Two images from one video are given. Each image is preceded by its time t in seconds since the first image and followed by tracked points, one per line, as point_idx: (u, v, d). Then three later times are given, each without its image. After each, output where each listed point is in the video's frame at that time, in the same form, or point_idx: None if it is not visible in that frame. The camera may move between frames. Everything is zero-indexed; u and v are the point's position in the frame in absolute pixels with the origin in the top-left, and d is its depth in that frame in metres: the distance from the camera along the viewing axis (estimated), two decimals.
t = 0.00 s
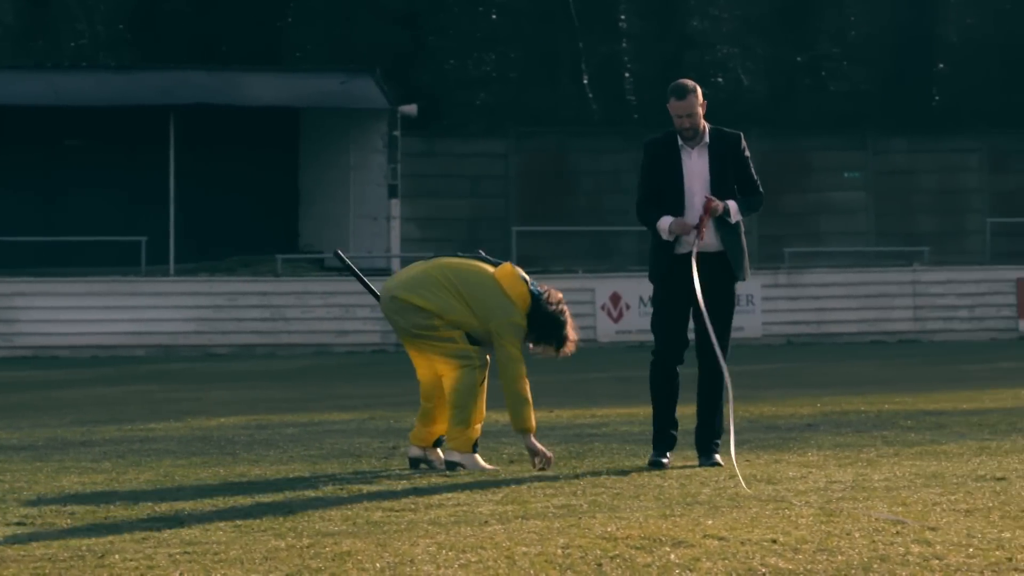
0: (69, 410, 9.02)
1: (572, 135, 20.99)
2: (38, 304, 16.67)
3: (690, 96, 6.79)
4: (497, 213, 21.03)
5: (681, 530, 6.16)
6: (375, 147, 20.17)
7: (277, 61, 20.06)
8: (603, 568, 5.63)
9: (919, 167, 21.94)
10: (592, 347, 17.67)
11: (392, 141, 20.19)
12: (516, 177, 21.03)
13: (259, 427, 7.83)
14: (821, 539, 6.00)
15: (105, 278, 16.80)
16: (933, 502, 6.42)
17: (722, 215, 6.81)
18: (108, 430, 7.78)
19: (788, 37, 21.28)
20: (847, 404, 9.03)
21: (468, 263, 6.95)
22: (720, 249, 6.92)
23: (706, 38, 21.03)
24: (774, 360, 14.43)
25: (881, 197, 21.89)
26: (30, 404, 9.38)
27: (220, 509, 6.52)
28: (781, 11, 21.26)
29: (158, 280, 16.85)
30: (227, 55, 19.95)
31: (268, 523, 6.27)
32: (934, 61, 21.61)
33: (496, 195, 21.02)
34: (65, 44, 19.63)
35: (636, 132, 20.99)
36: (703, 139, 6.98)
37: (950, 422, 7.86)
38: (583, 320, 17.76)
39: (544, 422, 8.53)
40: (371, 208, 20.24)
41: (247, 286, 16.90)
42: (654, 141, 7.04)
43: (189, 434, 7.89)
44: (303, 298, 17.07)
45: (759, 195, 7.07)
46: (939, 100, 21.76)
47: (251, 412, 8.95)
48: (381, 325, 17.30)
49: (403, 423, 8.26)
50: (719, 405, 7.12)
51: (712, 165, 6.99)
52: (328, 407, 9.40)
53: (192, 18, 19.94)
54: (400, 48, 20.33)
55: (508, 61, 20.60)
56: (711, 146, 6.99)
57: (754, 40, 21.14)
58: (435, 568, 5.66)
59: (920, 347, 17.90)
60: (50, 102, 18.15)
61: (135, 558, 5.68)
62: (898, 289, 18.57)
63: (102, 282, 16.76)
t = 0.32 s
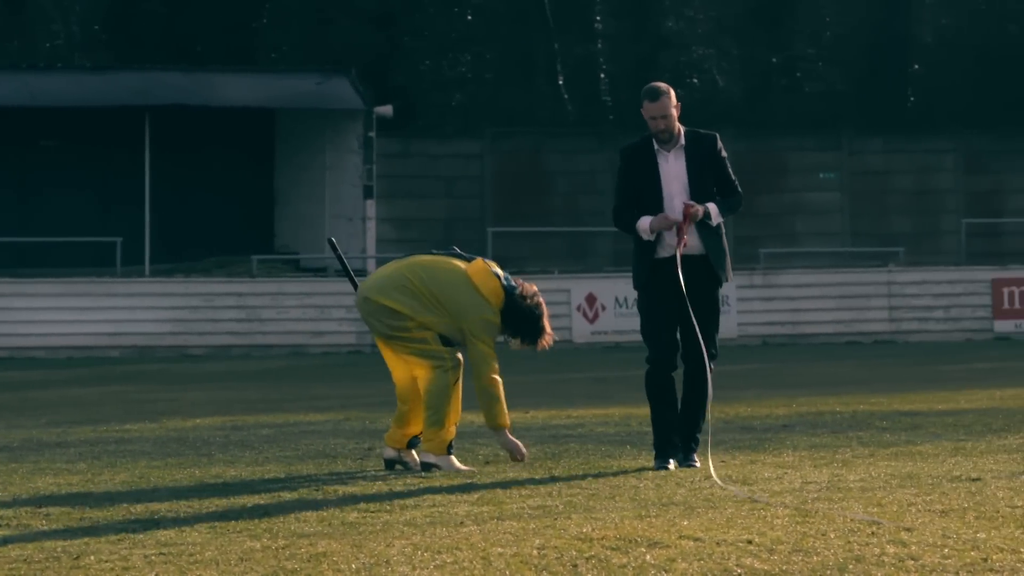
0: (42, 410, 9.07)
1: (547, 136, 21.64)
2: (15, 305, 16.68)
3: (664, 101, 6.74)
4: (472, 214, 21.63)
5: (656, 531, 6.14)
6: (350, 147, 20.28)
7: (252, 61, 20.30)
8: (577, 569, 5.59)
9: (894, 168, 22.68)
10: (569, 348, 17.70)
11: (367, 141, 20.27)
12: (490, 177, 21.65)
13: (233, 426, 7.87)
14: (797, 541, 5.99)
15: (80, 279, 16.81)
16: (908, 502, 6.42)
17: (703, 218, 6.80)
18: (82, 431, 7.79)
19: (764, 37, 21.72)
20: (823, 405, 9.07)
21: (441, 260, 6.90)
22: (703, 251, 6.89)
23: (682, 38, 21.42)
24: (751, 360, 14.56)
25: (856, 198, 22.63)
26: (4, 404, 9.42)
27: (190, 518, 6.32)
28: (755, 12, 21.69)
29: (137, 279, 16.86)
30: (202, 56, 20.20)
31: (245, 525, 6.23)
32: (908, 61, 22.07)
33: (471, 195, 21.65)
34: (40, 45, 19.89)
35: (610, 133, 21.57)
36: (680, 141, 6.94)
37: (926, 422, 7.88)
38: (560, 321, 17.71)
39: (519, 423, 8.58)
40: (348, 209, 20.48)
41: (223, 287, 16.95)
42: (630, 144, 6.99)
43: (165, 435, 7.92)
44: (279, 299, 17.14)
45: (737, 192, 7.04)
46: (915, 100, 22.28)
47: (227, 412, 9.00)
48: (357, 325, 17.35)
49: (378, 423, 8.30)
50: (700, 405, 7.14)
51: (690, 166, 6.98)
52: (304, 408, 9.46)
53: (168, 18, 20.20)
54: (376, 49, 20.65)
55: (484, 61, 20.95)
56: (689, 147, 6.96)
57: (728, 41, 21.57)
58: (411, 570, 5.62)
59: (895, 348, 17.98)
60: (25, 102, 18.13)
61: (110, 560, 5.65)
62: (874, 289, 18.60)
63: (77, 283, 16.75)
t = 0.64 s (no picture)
0: (24, 411, 9.06)
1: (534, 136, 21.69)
2: None
3: (658, 95, 6.72)
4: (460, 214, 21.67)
5: (641, 531, 6.13)
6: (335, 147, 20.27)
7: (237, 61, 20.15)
8: (563, 569, 5.58)
9: (878, 168, 22.81)
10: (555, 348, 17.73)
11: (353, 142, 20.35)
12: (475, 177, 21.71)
13: (218, 426, 7.89)
14: (782, 541, 5.99)
15: (65, 279, 16.79)
16: (894, 503, 6.42)
17: (697, 213, 6.77)
18: (67, 430, 7.78)
19: (748, 38, 21.80)
20: (807, 405, 9.06)
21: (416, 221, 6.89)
22: (698, 247, 6.87)
23: (667, 38, 21.44)
24: (737, 360, 14.56)
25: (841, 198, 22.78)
26: None
27: (176, 518, 6.31)
28: (740, 12, 21.76)
29: (124, 278, 16.88)
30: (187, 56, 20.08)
31: (230, 526, 6.18)
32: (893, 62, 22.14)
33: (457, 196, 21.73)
34: (24, 45, 19.78)
35: (597, 133, 21.65)
36: (675, 136, 6.91)
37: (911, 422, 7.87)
38: (544, 320, 17.80)
39: (503, 423, 8.59)
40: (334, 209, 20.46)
41: (207, 287, 16.94)
42: (625, 141, 6.99)
43: (150, 436, 7.94)
44: (264, 300, 17.13)
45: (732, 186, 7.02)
46: (901, 101, 22.37)
47: (212, 412, 9.00)
48: (343, 325, 17.33)
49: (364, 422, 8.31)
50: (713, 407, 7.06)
51: (686, 162, 6.93)
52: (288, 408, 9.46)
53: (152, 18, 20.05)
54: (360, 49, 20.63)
55: (469, 61, 21.01)
56: (684, 143, 6.92)
57: (714, 41, 21.61)
58: (396, 570, 5.61)
59: (881, 347, 17.97)
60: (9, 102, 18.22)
61: (95, 560, 5.63)
62: (860, 289, 18.58)
63: (61, 283, 16.73)
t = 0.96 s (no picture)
0: (9, 411, 9.07)
1: (519, 136, 21.69)
2: None
3: (671, 91, 6.75)
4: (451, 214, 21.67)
5: (626, 531, 6.13)
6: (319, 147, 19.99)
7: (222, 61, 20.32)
8: (548, 570, 5.57)
9: (865, 168, 22.78)
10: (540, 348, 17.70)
11: (337, 142, 20.04)
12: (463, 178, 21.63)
13: (202, 426, 7.91)
14: (765, 540, 5.99)
15: (51, 280, 16.81)
16: (878, 503, 6.43)
17: (702, 211, 6.73)
18: (49, 431, 7.79)
19: (733, 37, 21.84)
20: (791, 406, 9.07)
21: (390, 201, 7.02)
22: (703, 248, 6.84)
23: (652, 39, 21.59)
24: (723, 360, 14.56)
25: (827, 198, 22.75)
26: None
27: (162, 519, 6.29)
28: (725, 12, 21.81)
29: (110, 279, 16.89)
30: (172, 56, 20.26)
31: (218, 528, 6.16)
32: (879, 62, 22.30)
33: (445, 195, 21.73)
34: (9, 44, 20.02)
35: (582, 133, 21.76)
36: (686, 136, 6.91)
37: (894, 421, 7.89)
38: (529, 321, 17.76)
39: (489, 424, 8.61)
40: (318, 209, 20.16)
41: (192, 287, 16.94)
42: (637, 140, 7.01)
43: (136, 436, 7.95)
44: (248, 300, 17.14)
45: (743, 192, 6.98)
46: (886, 100, 22.49)
47: (196, 412, 9.00)
48: (327, 325, 17.32)
49: (349, 421, 8.35)
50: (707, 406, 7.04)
51: (695, 162, 6.92)
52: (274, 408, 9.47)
53: (137, 18, 20.22)
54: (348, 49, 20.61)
55: (454, 61, 21.07)
56: (694, 143, 6.92)
57: (699, 41, 21.67)
58: (381, 570, 5.62)
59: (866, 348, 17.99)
60: None
61: (80, 561, 5.62)
62: (845, 289, 18.59)
63: (48, 284, 16.74)
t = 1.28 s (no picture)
0: None
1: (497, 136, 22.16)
2: None
3: (666, 89, 6.76)
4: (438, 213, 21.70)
5: (602, 531, 6.09)
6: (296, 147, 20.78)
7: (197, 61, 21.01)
8: (525, 570, 5.51)
9: (841, 169, 22.98)
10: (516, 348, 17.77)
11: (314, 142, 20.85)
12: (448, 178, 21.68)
13: (179, 425, 7.95)
14: (742, 540, 5.95)
15: (30, 280, 16.85)
16: (856, 503, 6.42)
17: (695, 211, 6.76)
18: (25, 431, 7.82)
19: (709, 37, 22.19)
20: (768, 405, 9.10)
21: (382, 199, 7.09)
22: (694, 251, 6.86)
23: (629, 38, 22.00)
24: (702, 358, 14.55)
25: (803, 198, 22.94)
26: None
27: (131, 528, 6.16)
28: (702, 12, 22.17)
29: (86, 279, 16.94)
30: (149, 56, 20.94)
31: (207, 529, 6.13)
32: (855, 62, 22.57)
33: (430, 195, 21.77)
34: None
35: (558, 133, 22.22)
36: (680, 137, 6.91)
37: (871, 420, 7.91)
38: (505, 320, 17.81)
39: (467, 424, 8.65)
40: (296, 209, 20.92)
41: (168, 287, 16.97)
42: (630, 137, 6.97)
43: (112, 437, 7.97)
44: (225, 300, 17.15)
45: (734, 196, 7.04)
46: (862, 101, 22.72)
47: (170, 412, 9.02)
48: (304, 324, 17.32)
49: (325, 422, 8.41)
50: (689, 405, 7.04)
51: (689, 164, 6.93)
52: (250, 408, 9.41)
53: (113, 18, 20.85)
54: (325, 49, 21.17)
55: (431, 61, 21.52)
56: (689, 145, 6.93)
57: (676, 41, 22.07)
58: (357, 570, 5.57)
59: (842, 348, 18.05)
60: None
61: (56, 561, 5.61)
62: (821, 289, 18.65)
63: (26, 283, 16.79)
